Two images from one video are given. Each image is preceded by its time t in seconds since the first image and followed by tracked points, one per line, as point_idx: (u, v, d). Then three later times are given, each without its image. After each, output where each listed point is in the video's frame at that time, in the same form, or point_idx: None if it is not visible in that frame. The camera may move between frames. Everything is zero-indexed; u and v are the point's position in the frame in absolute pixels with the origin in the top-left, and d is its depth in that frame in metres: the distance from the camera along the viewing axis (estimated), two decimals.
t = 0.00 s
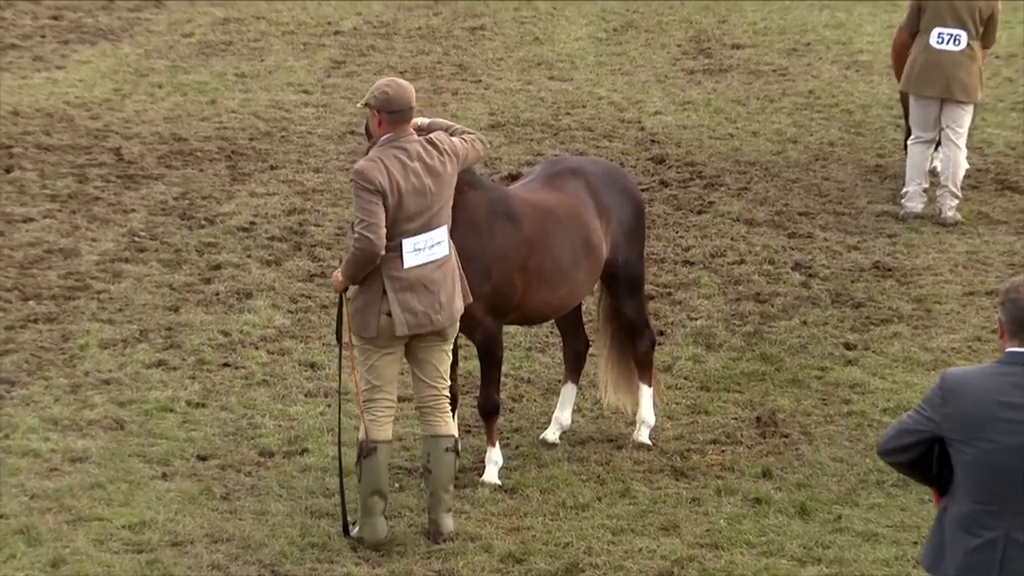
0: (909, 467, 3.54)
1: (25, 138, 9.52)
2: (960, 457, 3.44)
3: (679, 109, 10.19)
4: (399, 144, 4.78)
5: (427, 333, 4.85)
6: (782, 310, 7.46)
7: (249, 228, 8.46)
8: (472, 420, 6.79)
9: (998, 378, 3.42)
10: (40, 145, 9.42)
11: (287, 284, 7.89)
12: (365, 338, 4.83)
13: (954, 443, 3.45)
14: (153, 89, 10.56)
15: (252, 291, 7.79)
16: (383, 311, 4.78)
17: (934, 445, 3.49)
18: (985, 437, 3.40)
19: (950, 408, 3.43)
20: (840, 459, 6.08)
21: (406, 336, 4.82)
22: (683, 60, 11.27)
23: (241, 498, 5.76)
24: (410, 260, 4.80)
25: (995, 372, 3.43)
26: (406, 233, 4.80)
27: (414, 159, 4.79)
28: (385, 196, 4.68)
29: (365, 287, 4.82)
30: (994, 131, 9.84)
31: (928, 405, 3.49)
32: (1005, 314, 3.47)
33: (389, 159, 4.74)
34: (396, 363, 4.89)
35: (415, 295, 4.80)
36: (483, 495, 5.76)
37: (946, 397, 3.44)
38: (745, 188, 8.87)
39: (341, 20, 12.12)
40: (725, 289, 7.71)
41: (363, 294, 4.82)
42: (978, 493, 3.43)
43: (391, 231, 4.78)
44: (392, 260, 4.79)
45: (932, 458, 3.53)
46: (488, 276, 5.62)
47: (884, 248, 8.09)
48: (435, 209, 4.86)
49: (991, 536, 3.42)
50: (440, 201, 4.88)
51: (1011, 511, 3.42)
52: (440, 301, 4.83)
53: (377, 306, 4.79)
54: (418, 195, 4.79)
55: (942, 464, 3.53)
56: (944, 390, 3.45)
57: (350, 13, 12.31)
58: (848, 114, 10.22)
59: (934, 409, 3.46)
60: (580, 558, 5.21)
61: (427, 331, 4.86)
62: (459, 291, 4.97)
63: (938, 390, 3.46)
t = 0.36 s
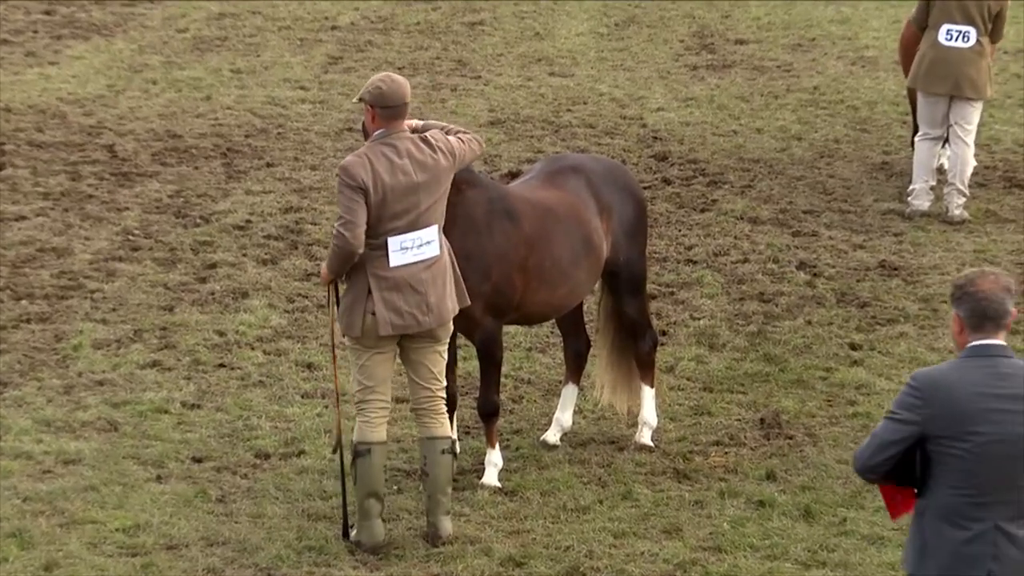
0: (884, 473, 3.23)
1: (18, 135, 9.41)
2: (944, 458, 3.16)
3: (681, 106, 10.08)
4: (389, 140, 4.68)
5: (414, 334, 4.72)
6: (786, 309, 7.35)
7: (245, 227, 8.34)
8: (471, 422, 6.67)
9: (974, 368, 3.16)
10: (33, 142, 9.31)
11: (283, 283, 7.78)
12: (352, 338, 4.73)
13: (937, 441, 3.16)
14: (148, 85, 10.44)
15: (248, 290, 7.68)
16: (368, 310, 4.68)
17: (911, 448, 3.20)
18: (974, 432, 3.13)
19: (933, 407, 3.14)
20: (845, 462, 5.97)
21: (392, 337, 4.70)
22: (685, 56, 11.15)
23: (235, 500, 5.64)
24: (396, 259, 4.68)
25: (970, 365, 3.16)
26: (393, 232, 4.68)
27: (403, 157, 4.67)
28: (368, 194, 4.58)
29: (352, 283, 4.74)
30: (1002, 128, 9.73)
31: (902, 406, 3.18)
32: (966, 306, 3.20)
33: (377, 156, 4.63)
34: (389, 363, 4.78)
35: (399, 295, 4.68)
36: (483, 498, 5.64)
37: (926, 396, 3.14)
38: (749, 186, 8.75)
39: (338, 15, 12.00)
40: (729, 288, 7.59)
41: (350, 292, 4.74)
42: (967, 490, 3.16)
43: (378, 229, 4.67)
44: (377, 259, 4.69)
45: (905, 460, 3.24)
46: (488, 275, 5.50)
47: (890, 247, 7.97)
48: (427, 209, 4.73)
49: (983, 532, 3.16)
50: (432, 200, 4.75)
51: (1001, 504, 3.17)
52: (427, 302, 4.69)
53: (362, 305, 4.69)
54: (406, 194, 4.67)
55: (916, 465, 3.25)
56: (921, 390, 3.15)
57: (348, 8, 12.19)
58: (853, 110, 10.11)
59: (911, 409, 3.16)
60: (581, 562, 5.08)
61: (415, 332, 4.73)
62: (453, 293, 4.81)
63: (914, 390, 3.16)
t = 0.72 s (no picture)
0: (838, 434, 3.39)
1: (18, 135, 9.41)
2: (894, 416, 3.33)
3: (681, 106, 10.08)
4: (379, 140, 4.68)
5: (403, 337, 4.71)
6: (786, 310, 7.35)
7: (244, 227, 8.34)
8: (471, 422, 6.68)
9: (920, 333, 3.34)
10: (33, 142, 9.31)
11: (283, 283, 7.78)
12: (344, 340, 4.74)
13: (886, 402, 3.33)
14: (148, 85, 10.44)
15: (248, 290, 7.68)
16: (356, 313, 4.68)
17: (863, 410, 3.36)
18: (920, 392, 3.29)
19: (881, 367, 3.31)
20: (845, 463, 5.97)
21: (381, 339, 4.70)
22: (685, 56, 11.16)
23: (235, 500, 5.64)
24: (385, 260, 4.67)
25: (917, 328, 3.34)
26: (382, 234, 4.68)
27: (392, 157, 4.67)
28: (355, 194, 4.59)
29: (343, 284, 4.75)
30: (1002, 128, 9.73)
31: (853, 368, 3.36)
32: (908, 276, 3.39)
33: (365, 156, 4.63)
34: (383, 365, 4.78)
35: (386, 297, 4.67)
36: (483, 498, 5.64)
37: (874, 358, 3.32)
38: (748, 186, 8.76)
39: (338, 15, 12.00)
40: (729, 289, 7.59)
41: (341, 293, 4.74)
42: (916, 450, 3.32)
43: (366, 231, 4.67)
44: (367, 261, 4.69)
45: (858, 422, 3.40)
46: (490, 276, 5.50)
47: (890, 247, 7.98)
48: (418, 211, 4.72)
49: (933, 490, 3.31)
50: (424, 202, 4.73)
51: (949, 463, 3.31)
52: (416, 306, 4.68)
53: (352, 306, 4.69)
54: (394, 194, 4.66)
55: (869, 429, 3.41)
56: (870, 352, 3.34)
57: (348, 8, 12.19)
58: (853, 111, 10.11)
59: (861, 371, 3.34)
60: (581, 562, 5.08)
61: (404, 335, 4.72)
62: (444, 296, 4.78)
63: (863, 353, 3.34)
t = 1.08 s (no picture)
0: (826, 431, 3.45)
1: (18, 136, 9.41)
2: (876, 402, 3.44)
3: (681, 106, 10.08)
4: (363, 140, 4.69)
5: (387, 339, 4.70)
6: (785, 310, 7.34)
7: (244, 227, 8.34)
8: (471, 422, 6.67)
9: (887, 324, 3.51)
10: (33, 143, 9.31)
11: (283, 284, 7.78)
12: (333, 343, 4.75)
13: (869, 389, 3.43)
14: (148, 85, 10.44)
15: (248, 291, 7.68)
16: (339, 314, 4.69)
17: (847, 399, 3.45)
18: (903, 373, 3.43)
19: (861, 355, 3.42)
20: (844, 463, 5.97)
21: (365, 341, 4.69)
22: (685, 56, 11.16)
23: (236, 500, 5.64)
24: (367, 261, 4.67)
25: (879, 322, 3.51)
26: (365, 236, 4.67)
27: (375, 158, 4.68)
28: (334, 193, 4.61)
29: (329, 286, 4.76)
30: (1002, 129, 9.73)
31: (832, 363, 3.45)
32: (853, 299, 3.64)
33: (346, 154, 4.65)
34: (375, 368, 4.78)
35: (368, 298, 4.67)
36: (483, 499, 5.64)
37: (852, 347, 3.43)
38: (748, 187, 8.76)
39: (338, 15, 12.01)
40: (728, 289, 7.59)
41: (327, 294, 4.76)
42: (902, 431, 3.43)
43: (350, 232, 4.68)
44: (351, 263, 4.69)
45: (840, 414, 3.48)
46: (492, 276, 5.49)
47: (890, 247, 7.98)
48: (401, 213, 4.71)
49: (923, 469, 3.42)
50: (407, 204, 4.72)
51: (933, 440, 3.44)
52: (398, 309, 4.67)
53: (336, 307, 4.70)
54: (375, 195, 4.66)
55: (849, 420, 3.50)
56: (847, 345, 3.45)
57: (348, 9, 12.19)
58: (853, 111, 10.11)
59: (842, 362, 3.43)
60: (581, 562, 5.08)
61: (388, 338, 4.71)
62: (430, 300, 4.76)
63: (844, 343, 3.45)
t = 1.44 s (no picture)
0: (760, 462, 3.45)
1: (18, 136, 9.41)
2: (802, 422, 3.41)
3: (681, 106, 10.08)
4: (353, 141, 4.72)
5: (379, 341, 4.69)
6: (785, 310, 7.34)
7: (244, 227, 8.34)
8: (471, 422, 6.67)
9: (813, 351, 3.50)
10: (32, 143, 9.31)
11: (283, 284, 7.77)
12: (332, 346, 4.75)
13: (793, 408, 3.42)
14: (147, 85, 10.44)
15: (248, 291, 7.68)
16: (333, 314, 4.70)
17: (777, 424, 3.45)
18: (823, 387, 3.41)
19: (780, 379, 3.43)
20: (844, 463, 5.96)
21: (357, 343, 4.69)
22: (685, 56, 11.16)
23: (235, 501, 5.64)
24: (357, 262, 4.67)
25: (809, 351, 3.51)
26: (356, 237, 4.68)
27: (364, 159, 4.68)
28: (322, 192, 4.64)
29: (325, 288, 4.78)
30: (1002, 128, 9.73)
31: (758, 396, 3.47)
32: (793, 333, 3.60)
33: (335, 155, 4.68)
34: (374, 371, 4.78)
35: (358, 298, 4.67)
36: (483, 499, 5.63)
37: (773, 375, 3.45)
38: (748, 187, 8.76)
39: (338, 15, 12.00)
40: (728, 289, 7.59)
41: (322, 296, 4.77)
42: (828, 442, 3.38)
43: (341, 232, 4.68)
44: (343, 264, 4.70)
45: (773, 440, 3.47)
46: (493, 276, 5.48)
47: (890, 247, 7.98)
48: (391, 215, 4.70)
49: (850, 476, 3.36)
50: (397, 206, 4.71)
51: (861, 448, 3.38)
52: (390, 310, 4.66)
53: (330, 308, 4.71)
54: (364, 196, 4.67)
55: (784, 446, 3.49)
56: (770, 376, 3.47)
57: (348, 9, 12.19)
58: (854, 111, 10.11)
59: (764, 392, 3.45)
60: (581, 562, 5.08)
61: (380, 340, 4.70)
62: (424, 302, 4.73)
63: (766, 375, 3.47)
